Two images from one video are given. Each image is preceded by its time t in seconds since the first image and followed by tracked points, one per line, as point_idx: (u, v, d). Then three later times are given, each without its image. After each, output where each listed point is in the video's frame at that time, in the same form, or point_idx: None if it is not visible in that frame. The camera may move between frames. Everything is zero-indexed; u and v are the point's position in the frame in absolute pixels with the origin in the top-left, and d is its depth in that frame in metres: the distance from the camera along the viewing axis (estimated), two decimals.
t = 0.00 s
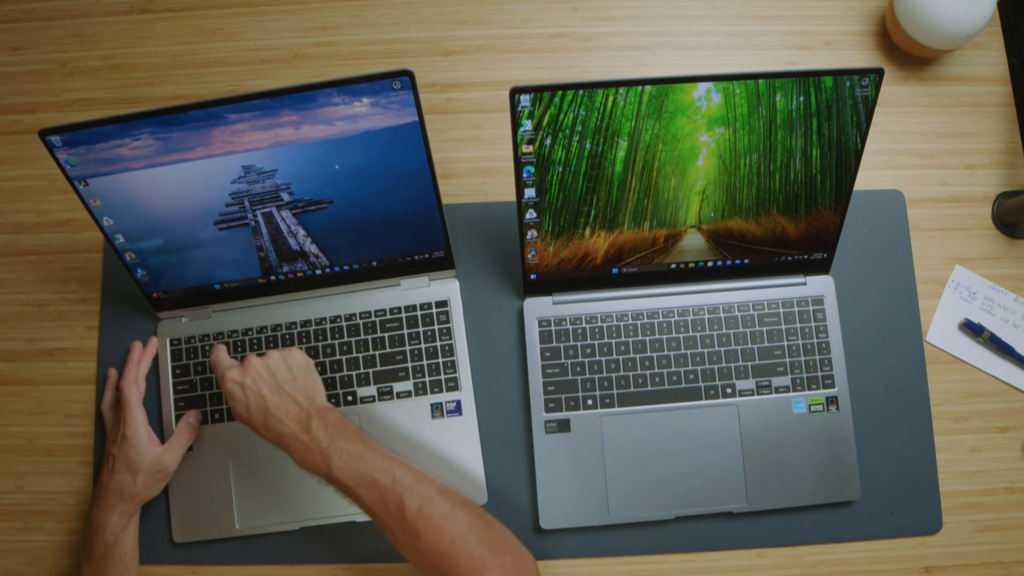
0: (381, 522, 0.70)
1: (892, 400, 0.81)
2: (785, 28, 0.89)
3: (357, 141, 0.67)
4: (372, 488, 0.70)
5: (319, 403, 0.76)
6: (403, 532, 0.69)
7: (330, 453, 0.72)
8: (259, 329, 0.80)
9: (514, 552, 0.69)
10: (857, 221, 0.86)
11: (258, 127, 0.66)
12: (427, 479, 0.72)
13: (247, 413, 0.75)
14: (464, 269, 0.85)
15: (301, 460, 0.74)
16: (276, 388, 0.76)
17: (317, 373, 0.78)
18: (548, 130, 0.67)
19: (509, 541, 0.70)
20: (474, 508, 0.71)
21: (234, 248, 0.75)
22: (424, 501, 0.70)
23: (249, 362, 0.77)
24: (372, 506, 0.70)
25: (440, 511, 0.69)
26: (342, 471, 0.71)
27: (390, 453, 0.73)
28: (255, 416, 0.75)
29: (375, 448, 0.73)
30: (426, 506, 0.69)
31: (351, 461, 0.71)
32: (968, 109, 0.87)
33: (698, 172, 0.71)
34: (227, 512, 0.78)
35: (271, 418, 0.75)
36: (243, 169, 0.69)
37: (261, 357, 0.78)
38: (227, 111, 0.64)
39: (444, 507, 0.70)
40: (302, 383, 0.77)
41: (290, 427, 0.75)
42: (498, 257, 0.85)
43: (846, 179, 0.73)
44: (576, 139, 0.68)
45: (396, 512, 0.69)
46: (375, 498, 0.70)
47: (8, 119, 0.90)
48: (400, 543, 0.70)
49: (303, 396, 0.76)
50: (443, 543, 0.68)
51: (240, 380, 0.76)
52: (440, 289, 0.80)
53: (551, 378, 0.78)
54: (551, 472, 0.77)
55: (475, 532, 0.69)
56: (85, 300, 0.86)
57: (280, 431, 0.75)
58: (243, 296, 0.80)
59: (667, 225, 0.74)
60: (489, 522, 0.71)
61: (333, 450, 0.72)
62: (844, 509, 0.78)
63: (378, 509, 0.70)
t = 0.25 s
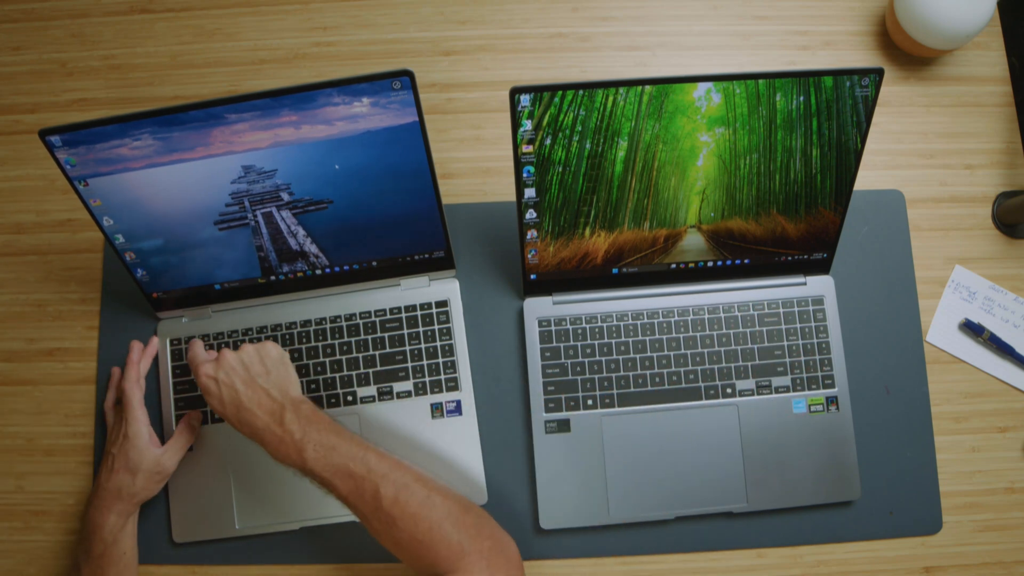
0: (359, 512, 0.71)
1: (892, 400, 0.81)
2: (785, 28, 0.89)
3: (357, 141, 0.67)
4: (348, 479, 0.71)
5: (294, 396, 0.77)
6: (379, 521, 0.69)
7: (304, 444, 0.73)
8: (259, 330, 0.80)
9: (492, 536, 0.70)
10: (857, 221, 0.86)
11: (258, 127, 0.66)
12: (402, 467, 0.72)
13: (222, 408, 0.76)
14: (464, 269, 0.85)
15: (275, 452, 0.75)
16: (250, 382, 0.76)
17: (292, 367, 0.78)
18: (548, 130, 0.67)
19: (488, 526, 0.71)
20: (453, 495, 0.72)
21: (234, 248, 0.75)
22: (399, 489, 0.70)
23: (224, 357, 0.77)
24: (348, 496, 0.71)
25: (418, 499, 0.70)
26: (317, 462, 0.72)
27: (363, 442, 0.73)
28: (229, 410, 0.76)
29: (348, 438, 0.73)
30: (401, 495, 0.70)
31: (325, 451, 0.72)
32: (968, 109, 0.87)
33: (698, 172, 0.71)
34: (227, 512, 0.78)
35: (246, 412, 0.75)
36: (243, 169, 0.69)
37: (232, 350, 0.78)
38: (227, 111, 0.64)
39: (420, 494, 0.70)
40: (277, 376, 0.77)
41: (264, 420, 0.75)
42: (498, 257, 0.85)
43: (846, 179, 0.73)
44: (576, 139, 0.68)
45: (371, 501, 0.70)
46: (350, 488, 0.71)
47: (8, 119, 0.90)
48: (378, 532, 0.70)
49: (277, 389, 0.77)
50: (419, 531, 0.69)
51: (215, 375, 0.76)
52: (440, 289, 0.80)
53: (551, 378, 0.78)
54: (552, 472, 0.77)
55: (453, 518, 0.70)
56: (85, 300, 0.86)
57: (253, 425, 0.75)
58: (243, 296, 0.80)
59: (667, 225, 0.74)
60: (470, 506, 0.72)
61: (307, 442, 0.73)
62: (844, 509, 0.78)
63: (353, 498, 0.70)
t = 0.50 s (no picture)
0: (345, 499, 0.70)
1: (892, 400, 0.81)
2: (785, 28, 0.89)
3: (357, 141, 0.67)
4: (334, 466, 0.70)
5: (279, 382, 0.76)
6: (366, 508, 0.68)
7: (289, 431, 0.72)
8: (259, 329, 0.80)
9: (482, 524, 0.69)
10: (857, 221, 0.86)
11: (258, 127, 0.66)
12: (391, 454, 0.70)
13: (208, 395, 0.76)
14: (464, 269, 0.85)
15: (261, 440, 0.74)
16: (234, 369, 0.76)
17: (278, 352, 0.78)
18: (548, 130, 0.67)
19: (479, 514, 0.69)
20: (443, 484, 0.71)
21: (234, 248, 0.75)
22: (385, 476, 0.68)
23: (209, 345, 0.78)
24: (334, 483, 0.69)
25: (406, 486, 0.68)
26: (302, 449, 0.71)
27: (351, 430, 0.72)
28: (215, 398, 0.76)
29: (335, 425, 0.72)
30: (388, 482, 0.68)
31: (310, 437, 0.71)
32: (968, 109, 0.87)
33: (698, 172, 0.71)
34: (227, 513, 0.78)
35: (231, 399, 0.75)
36: (243, 169, 0.69)
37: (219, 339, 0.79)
38: (227, 111, 0.64)
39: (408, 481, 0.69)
40: (262, 362, 0.77)
41: (249, 407, 0.75)
42: (498, 257, 0.85)
43: (846, 179, 0.73)
44: (576, 139, 0.68)
45: (357, 487, 0.69)
46: (336, 475, 0.69)
47: (8, 119, 0.90)
48: (366, 520, 0.68)
49: (263, 375, 0.77)
50: (407, 519, 0.67)
51: (199, 362, 0.77)
52: (440, 289, 0.80)
53: (551, 378, 0.78)
54: (551, 472, 0.77)
55: (442, 507, 0.68)
56: (85, 300, 0.86)
57: (239, 413, 0.75)
58: (243, 296, 0.80)
59: (667, 225, 0.74)
60: (461, 495, 0.71)
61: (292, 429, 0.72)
62: (844, 509, 0.78)
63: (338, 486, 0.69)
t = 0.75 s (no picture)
0: (343, 499, 0.70)
1: (892, 400, 0.81)
2: (785, 28, 0.89)
3: (357, 141, 0.67)
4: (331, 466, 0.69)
5: (276, 381, 0.76)
6: (364, 508, 0.68)
7: (285, 430, 0.72)
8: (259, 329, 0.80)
9: (480, 524, 0.68)
10: (857, 221, 0.86)
11: (258, 127, 0.66)
12: (389, 453, 0.70)
13: (205, 394, 0.77)
14: (464, 269, 0.85)
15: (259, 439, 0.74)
16: (231, 368, 0.76)
17: (275, 351, 0.78)
18: (548, 130, 0.67)
19: (478, 514, 0.69)
20: (440, 483, 0.71)
21: (234, 248, 0.75)
22: (383, 476, 0.68)
23: (205, 344, 0.78)
24: (332, 482, 0.69)
25: (405, 486, 0.68)
26: (299, 448, 0.71)
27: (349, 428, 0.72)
28: (213, 397, 0.76)
29: (331, 425, 0.72)
30: (386, 481, 0.68)
31: (307, 437, 0.71)
32: (968, 109, 0.87)
33: (698, 172, 0.71)
34: (227, 513, 0.78)
35: (228, 399, 0.76)
36: (243, 169, 0.69)
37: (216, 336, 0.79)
38: (227, 111, 0.64)
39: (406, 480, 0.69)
40: (260, 360, 0.78)
41: (246, 406, 0.75)
42: (498, 257, 0.85)
43: (846, 179, 0.73)
44: (576, 139, 0.68)
45: (354, 487, 0.68)
46: (333, 474, 0.69)
47: (8, 119, 0.90)
48: (364, 520, 0.68)
49: (260, 374, 0.77)
50: (405, 519, 0.66)
51: (196, 362, 0.77)
52: (440, 289, 0.80)
53: (551, 378, 0.78)
54: (552, 472, 0.77)
55: (440, 507, 0.68)
56: (85, 300, 0.86)
57: (236, 412, 0.75)
58: (243, 296, 0.80)
59: (667, 225, 0.74)
60: (458, 494, 0.71)
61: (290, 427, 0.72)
62: (844, 509, 0.78)
63: (336, 485, 0.69)
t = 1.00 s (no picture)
0: (355, 501, 0.69)
1: (891, 400, 0.81)
2: (785, 28, 0.89)
3: (357, 141, 0.67)
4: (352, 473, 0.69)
5: (291, 379, 0.76)
6: (378, 511, 0.68)
7: (302, 430, 0.72)
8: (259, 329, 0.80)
9: (491, 534, 0.69)
10: (857, 221, 0.86)
11: (258, 127, 0.66)
12: (405, 459, 0.70)
13: (220, 388, 0.76)
14: (464, 269, 0.85)
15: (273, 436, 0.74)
16: (249, 364, 0.76)
17: (291, 350, 0.78)
18: (548, 130, 0.67)
19: (488, 526, 0.69)
20: (453, 491, 0.71)
21: (234, 248, 0.75)
22: (400, 480, 0.68)
23: (223, 336, 0.77)
24: (345, 485, 0.69)
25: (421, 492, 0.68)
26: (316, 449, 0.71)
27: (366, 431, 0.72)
28: (227, 391, 0.75)
29: (352, 428, 0.72)
30: (402, 488, 0.68)
31: (325, 440, 0.70)
32: (968, 109, 0.87)
33: (698, 172, 0.71)
34: (227, 512, 0.78)
35: (243, 394, 0.75)
36: (243, 169, 0.69)
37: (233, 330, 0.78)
38: (227, 111, 0.64)
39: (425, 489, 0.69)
40: (277, 358, 0.77)
41: (262, 403, 0.74)
42: (498, 257, 0.85)
43: (846, 179, 0.73)
44: (576, 139, 0.68)
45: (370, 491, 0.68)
46: (349, 477, 0.69)
47: (8, 119, 0.90)
48: (375, 523, 0.68)
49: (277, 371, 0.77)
50: (419, 525, 0.67)
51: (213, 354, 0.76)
52: (440, 289, 0.80)
53: (551, 378, 0.78)
54: (552, 472, 0.77)
55: (454, 516, 0.68)
56: (85, 300, 0.86)
57: (251, 407, 0.75)
58: (243, 296, 0.80)
59: (667, 225, 0.74)
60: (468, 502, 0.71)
61: (307, 428, 0.71)
62: (844, 509, 0.78)
63: (352, 487, 0.69)
